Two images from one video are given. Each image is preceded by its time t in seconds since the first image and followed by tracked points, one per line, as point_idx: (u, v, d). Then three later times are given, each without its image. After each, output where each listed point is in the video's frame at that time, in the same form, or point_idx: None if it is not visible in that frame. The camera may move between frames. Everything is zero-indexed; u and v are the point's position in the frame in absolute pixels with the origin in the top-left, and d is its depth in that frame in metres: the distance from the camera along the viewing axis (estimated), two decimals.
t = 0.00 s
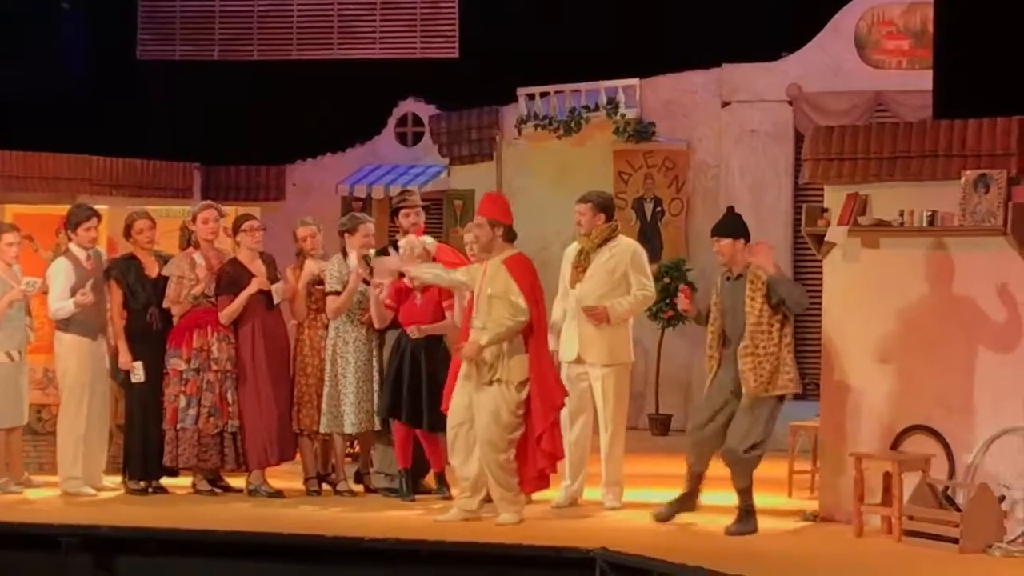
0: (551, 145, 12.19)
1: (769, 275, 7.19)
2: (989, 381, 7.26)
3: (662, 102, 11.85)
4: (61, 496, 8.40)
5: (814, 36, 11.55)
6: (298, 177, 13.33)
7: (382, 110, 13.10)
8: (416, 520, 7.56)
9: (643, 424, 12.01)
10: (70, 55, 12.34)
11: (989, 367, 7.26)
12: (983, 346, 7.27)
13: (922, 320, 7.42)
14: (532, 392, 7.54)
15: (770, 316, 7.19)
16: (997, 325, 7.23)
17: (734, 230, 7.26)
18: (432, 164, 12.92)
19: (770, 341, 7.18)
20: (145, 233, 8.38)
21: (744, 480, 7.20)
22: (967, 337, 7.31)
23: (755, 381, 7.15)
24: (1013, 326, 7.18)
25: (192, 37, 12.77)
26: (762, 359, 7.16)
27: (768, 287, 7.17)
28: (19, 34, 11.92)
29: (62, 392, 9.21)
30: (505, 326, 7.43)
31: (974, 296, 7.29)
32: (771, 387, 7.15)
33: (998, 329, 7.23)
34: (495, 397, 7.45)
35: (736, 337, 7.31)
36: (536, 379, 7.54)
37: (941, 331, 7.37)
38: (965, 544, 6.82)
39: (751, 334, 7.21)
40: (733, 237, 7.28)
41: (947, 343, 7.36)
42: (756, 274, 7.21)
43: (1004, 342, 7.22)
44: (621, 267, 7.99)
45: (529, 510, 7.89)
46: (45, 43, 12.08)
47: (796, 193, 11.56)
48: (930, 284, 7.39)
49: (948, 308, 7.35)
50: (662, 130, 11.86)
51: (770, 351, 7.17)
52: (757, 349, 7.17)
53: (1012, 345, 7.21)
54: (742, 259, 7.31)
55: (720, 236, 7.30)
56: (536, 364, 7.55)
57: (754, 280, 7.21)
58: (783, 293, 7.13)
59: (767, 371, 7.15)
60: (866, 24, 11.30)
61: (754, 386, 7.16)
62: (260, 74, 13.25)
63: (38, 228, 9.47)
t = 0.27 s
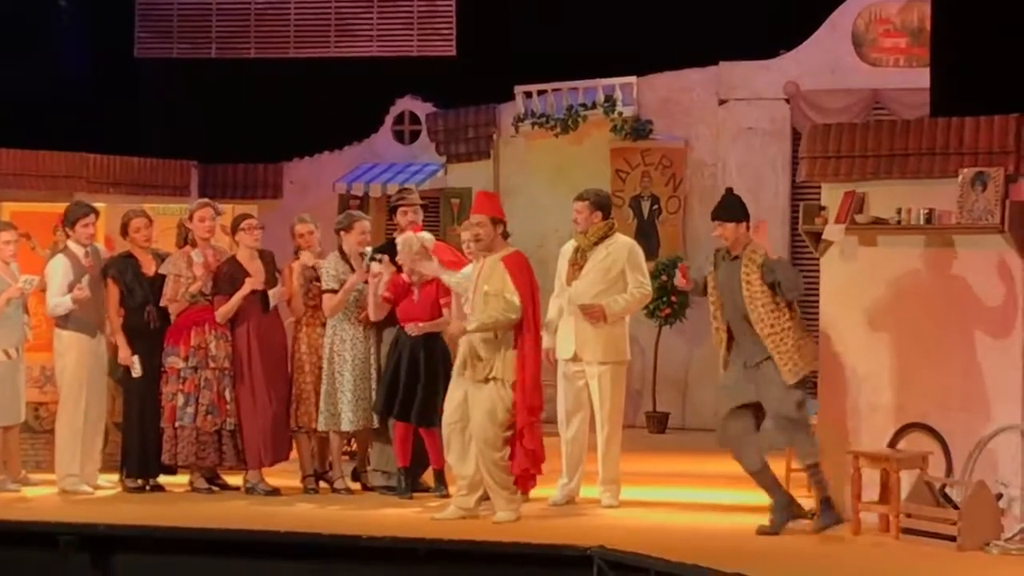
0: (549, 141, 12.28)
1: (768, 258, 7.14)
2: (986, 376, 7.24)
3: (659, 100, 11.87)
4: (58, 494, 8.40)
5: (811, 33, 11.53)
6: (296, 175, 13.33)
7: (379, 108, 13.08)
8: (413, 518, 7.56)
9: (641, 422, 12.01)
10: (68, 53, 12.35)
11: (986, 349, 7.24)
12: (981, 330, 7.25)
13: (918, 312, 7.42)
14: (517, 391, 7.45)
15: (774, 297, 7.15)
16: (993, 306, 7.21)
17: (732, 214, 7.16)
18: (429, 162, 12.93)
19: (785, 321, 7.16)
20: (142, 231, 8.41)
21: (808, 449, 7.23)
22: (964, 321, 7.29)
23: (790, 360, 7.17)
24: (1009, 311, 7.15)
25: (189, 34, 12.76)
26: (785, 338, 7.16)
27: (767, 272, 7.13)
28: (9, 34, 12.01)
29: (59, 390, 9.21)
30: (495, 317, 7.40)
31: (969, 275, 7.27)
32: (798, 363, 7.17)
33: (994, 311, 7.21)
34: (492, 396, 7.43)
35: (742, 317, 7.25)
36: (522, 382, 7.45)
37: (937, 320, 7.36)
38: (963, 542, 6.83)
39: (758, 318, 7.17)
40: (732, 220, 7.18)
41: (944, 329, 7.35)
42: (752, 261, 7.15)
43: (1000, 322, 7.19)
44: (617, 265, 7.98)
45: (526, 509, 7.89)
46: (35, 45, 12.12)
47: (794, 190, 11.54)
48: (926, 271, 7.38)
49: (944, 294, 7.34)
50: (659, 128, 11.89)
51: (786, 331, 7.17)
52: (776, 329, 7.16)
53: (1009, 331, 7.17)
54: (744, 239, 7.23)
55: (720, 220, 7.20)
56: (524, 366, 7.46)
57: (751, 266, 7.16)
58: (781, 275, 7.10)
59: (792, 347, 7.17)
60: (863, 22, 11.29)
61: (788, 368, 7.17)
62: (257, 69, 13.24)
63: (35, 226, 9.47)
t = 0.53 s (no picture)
0: (548, 140, 12.28)
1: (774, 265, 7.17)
2: (985, 375, 7.25)
3: (658, 98, 11.90)
4: (57, 492, 8.40)
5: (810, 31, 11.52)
6: (294, 174, 13.34)
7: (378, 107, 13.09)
8: (413, 517, 7.56)
9: (640, 420, 12.01)
10: (67, 53, 12.34)
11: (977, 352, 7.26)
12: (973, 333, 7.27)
13: (910, 311, 7.44)
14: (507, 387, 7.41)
15: (778, 302, 7.18)
16: (988, 309, 7.22)
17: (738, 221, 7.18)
18: (428, 160, 12.99)
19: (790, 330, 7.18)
20: (140, 229, 8.41)
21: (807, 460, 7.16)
22: (955, 322, 7.32)
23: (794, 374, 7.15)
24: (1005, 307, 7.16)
25: (187, 33, 12.71)
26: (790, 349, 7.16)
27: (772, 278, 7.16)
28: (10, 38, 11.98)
29: (58, 389, 9.21)
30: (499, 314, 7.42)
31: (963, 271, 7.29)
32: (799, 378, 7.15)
33: (989, 316, 7.23)
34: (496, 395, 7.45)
35: (744, 327, 7.27)
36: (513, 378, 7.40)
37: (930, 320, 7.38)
38: (962, 541, 6.83)
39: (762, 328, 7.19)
40: (734, 227, 7.18)
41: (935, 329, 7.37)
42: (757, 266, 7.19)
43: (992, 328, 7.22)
44: (615, 263, 7.99)
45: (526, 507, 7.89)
46: (36, 46, 12.11)
47: (793, 188, 11.51)
48: (919, 271, 7.41)
49: (937, 295, 7.35)
50: (659, 126, 11.91)
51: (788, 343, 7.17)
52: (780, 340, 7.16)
53: (1004, 333, 7.20)
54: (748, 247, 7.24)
55: (723, 225, 7.21)
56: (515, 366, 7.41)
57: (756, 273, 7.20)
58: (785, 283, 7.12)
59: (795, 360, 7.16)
60: (862, 21, 11.30)
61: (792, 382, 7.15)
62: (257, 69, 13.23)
63: (34, 224, 9.47)
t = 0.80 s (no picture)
0: (549, 138, 12.26)
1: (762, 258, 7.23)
2: (985, 373, 7.26)
3: (658, 97, 11.90)
4: (56, 492, 8.40)
5: (810, 30, 11.51)
6: (294, 173, 13.31)
7: (377, 106, 13.10)
8: (413, 516, 7.55)
9: (640, 419, 12.01)
10: (67, 52, 12.30)
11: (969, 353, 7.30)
12: (966, 332, 7.31)
13: (902, 306, 7.46)
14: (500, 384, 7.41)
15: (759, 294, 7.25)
16: (983, 311, 7.26)
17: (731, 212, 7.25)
18: (428, 159, 12.97)
19: (766, 323, 7.25)
20: (139, 228, 8.41)
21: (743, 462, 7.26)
22: (947, 323, 7.35)
23: (759, 366, 7.23)
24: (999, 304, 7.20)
25: (187, 34, 12.75)
26: (759, 340, 7.24)
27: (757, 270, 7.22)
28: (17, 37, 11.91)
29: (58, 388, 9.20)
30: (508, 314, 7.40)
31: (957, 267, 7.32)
32: (763, 372, 7.22)
33: (982, 312, 7.26)
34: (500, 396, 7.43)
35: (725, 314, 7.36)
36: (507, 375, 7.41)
37: (921, 319, 7.41)
38: (962, 539, 6.83)
39: (738, 315, 7.28)
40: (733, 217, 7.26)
41: (926, 329, 7.40)
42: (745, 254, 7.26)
43: (986, 327, 7.25)
44: (615, 262, 7.98)
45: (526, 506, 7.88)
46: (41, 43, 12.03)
47: (793, 187, 11.53)
48: (911, 269, 7.43)
49: (930, 294, 7.39)
50: (658, 124, 11.90)
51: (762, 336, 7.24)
52: (751, 331, 7.24)
53: (996, 329, 7.24)
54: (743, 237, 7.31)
55: (720, 216, 7.29)
56: (516, 363, 7.42)
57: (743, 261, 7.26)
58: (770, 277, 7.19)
59: (762, 352, 7.23)
60: (862, 20, 11.26)
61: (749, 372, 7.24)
62: (251, 69, 13.22)
63: (33, 224, 9.46)
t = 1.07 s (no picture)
0: (551, 137, 12.26)
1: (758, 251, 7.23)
2: (986, 372, 7.25)
3: (660, 96, 11.89)
4: (58, 490, 8.40)
5: (812, 29, 11.52)
6: (296, 172, 13.45)
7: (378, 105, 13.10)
8: (415, 514, 7.56)
9: (642, 417, 12.02)
10: (67, 52, 12.29)
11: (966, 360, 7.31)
12: (957, 320, 7.33)
13: (896, 296, 7.49)
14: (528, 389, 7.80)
15: (755, 288, 7.24)
16: (973, 303, 7.29)
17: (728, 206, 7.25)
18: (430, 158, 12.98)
19: (761, 320, 7.22)
20: (145, 226, 8.35)
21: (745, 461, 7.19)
22: (937, 317, 7.38)
23: (755, 361, 7.18)
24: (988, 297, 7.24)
25: (190, 32, 12.74)
26: (755, 336, 7.20)
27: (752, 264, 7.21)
28: (19, 36, 11.88)
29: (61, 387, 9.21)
30: (529, 313, 7.49)
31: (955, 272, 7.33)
32: (759, 367, 7.17)
33: (972, 305, 7.29)
34: (509, 395, 7.43)
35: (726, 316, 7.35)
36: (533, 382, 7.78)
37: (919, 325, 7.43)
38: (964, 538, 6.82)
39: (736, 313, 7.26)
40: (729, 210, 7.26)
41: (925, 335, 7.41)
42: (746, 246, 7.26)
43: (982, 335, 7.26)
44: (617, 262, 7.99)
45: (528, 505, 7.89)
46: (43, 44, 12.04)
47: (796, 185, 11.56)
48: (903, 265, 7.47)
49: (921, 287, 7.42)
50: (660, 122, 11.90)
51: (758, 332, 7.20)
52: (747, 326, 7.22)
53: (985, 322, 7.26)
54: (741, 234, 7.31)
55: (720, 211, 7.29)
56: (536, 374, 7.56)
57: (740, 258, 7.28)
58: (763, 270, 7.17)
59: (758, 349, 7.18)
60: (865, 17, 11.27)
61: (744, 370, 7.19)
62: (252, 67, 13.21)
63: (35, 222, 9.47)
